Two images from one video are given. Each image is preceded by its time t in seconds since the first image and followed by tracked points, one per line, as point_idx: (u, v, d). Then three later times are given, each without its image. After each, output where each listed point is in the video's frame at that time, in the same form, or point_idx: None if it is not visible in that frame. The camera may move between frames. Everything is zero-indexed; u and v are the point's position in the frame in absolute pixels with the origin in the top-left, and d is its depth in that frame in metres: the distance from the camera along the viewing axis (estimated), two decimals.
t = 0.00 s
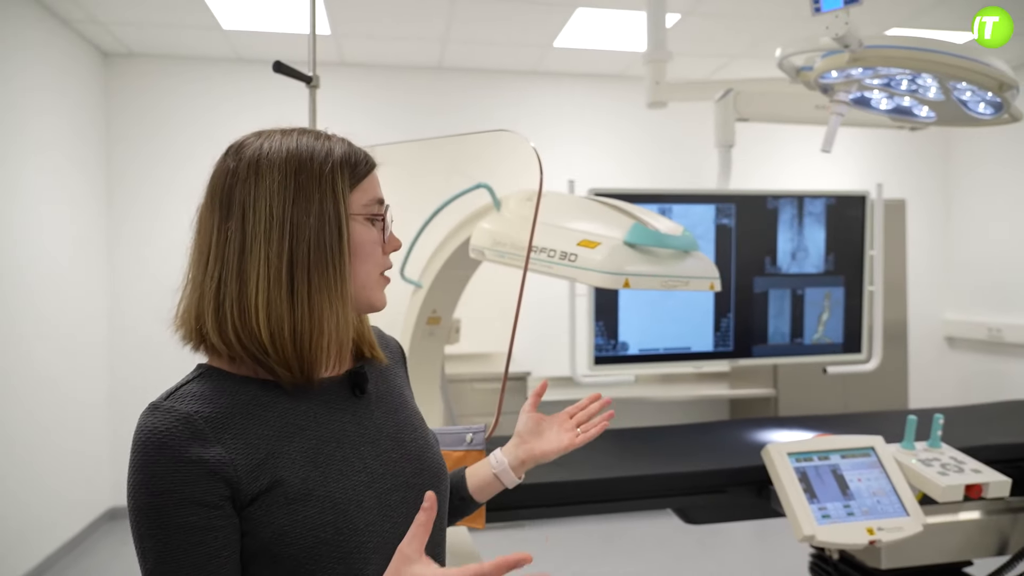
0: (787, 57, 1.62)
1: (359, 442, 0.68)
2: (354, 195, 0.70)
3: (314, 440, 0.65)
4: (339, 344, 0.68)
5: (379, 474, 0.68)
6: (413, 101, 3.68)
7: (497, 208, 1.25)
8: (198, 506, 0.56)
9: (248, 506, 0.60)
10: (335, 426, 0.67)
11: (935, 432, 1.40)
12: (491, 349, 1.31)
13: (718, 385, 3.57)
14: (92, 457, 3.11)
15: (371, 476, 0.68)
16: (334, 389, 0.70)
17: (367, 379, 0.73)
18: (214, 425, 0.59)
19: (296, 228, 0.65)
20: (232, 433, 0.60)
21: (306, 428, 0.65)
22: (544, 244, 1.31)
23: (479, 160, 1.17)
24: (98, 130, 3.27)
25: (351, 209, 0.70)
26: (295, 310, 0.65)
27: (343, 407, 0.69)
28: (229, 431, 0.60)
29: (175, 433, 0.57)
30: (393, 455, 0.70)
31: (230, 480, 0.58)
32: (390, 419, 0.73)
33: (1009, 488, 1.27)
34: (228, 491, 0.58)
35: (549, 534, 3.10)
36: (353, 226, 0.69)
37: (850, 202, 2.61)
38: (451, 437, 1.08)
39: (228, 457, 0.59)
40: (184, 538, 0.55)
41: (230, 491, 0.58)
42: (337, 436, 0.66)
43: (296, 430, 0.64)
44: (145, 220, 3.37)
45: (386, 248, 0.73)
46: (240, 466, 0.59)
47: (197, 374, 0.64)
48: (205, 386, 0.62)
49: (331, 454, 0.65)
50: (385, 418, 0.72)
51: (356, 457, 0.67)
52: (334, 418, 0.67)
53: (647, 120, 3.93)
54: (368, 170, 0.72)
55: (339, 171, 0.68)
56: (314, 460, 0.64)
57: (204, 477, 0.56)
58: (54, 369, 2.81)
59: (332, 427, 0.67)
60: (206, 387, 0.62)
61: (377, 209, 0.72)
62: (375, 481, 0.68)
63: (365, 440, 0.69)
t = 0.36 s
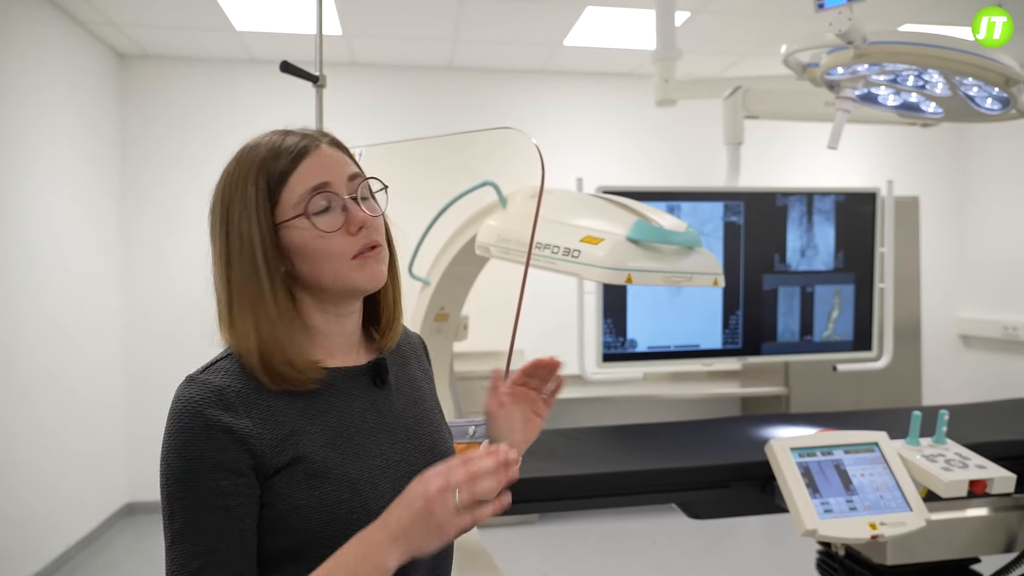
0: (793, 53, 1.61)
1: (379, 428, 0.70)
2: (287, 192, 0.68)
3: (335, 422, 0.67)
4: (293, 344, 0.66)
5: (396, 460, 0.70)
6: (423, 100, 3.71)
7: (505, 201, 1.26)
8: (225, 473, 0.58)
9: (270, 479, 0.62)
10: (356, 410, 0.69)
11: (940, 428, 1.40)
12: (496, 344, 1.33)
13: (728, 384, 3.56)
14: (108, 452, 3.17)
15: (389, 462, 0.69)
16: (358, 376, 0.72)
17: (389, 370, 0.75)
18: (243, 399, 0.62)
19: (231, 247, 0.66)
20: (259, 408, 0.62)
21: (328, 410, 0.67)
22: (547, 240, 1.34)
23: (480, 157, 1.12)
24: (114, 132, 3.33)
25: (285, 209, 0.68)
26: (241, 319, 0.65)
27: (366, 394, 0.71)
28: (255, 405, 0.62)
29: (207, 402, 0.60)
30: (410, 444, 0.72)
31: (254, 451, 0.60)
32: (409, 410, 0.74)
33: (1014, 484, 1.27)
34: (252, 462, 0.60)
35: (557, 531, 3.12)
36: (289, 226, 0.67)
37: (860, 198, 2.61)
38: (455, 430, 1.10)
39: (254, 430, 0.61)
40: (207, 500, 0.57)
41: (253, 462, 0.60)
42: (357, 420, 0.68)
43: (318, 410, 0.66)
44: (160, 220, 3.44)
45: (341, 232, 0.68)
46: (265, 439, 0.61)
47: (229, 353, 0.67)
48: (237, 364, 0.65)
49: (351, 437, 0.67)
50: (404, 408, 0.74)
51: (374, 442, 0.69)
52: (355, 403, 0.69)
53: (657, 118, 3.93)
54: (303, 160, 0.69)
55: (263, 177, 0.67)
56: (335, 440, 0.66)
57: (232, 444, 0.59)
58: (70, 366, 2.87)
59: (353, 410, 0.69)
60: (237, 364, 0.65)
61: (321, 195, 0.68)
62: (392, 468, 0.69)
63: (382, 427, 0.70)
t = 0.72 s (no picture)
0: (795, 52, 1.61)
1: (365, 423, 0.71)
2: (239, 212, 0.70)
3: (320, 417, 0.68)
4: (259, 353, 0.69)
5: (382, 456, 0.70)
6: (431, 101, 3.73)
7: (507, 204, 1.23)
8: (203, 460, 0.61)
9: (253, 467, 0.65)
10: (343, 405, 0.70)
11: (941, 426, 1.40)
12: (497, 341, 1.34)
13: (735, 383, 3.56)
14: (119, 449, 3.21)
15: (373, 458, 0.70)
16: (350, 371, 0.73)
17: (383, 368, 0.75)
18: (229, 389, 0.65)
19: (201, 268, 0.71)
20: (245, 400, 0.65)
21: (314, 405, 0.69)
22: (547, 238, 1.35)
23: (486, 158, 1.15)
24: (126, 133, 3.38)
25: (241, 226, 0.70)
26: (208, 335, 0.69)
27: (356, 390, 0.72)
28: (239, 396, 0.65)
29: (194, 391, 0.63)
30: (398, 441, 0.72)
31: (236, 440, 0.63)
32: (401, 408, 0.74)
33: (1014, 482, 1.26)
34: (233, 451, 0.63)
35: (563, 530, 3.13)
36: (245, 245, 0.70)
37: (867, 197, 2.60)
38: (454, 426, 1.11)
39: (236, 419, 0.64)
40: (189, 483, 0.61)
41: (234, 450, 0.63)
42: (343, 416, 0.70)
43: (302, 403, 0.68)
44: (171, 219, 3.48)
45: (292, 245, 0.69)
46: (248, 428, 0.64)
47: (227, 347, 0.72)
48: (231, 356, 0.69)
49: (335, 432, 0.69)
50: (396, 407, 0.74)
51: (358, 436, 0.70)
52: (344, 401, 0.70)
53: (664, 117, 3.93)
54: (249, 176, 0.70)
55: (218, 202, 0.71)
56: (318, 434, 0.68)
57: (214, 431, 0.62)
58: (82, 364, 2.91)
59: (340, 405, 0.70)
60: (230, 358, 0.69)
61: (268, 210, 0.69)
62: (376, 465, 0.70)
63: (369, 425, 0.71)
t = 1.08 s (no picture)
0: (794, 49, 1.61)
1: (352, 416, 0.71)
2: (225, 205, 0.71)
3: (308, 409, 0.69)
4: (242, 346, 0.70)
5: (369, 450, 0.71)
6: (434, 100, 3.74)
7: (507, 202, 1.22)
8: (193, 448, 0.62)
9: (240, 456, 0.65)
10: (331, 398, 0.71)
11: (939, 424, 1.40)
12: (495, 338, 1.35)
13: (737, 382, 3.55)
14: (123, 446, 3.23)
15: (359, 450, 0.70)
16: (339, 365, 0.74)
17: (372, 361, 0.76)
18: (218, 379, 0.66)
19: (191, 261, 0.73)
20: (234, 389, 0.66)
21: (302, 396, 0.70)
22: (545, 236, 1.35)
23: (484, 154, 1.16)
24: (131, 132, 3.40)
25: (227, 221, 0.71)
26: (195, 326, 0.71)
27: (344, 383, 0.73)
28: (228, 386, 0.66)
29: (182, 381, 0.64)
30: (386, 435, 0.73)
31: (224, 429, 0.64)
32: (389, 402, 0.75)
33: (1012, 480, 1.26)
34: (221, 440, 0.63)
35: (565, 529, 3.13)
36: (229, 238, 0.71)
37: (870, 196, 2.59)
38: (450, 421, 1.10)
39: (223, 406, 0.65)
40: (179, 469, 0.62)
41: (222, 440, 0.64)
42: (331, 408, 0.70)
43: (290, 395, 0.69)
44: (176, 219, 3.51)
45: (273, 240, 0.70)
46: (235, 417, 0.65)
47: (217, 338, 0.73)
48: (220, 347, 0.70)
49: (323, 424, 0.69)
50: (384, 400, 0.75)
51: (345, 429, 0.70)
52: (333, 393, 0.71)
53: (667, 116, 3.93)
54: (235, 170, 0.71)
55: (207, 195, 0.72)
56: (306, 425, 0.68)
57: (201, 419, 0.63)
58: (86, 361, 2.93)
59: (328, 398, 0.71)
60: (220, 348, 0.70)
61: (251, 204, 0.70)
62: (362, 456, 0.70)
63: (357, 417, 0.72)
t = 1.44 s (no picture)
0: (795, 45, 1.60)
1: (353, 414, 0.70)
2: (227, 195, 0.71)
3: (309, 408, 0.68)
4: (242, 341, 0.69)
5: (369, 448, 0.70)
6: (435, 99, 3.74)
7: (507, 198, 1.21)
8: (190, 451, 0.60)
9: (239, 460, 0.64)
10: (331, 396, 0.70)
11: (941, 421, 1.39)
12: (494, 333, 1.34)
13: (739, 381, 3.54)
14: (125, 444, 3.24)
15: (360, 449, 0.69)
16: (340, 363, 0.73)
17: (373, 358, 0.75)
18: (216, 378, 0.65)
19: (193, 251, 0.73)
20: (235, 389, 0.65)
21: (303, 395, 0.68)
22: (545, 231, 1.35)
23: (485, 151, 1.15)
24: (133, 130, 3.40)
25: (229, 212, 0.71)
26: (195, 319, 0.70)
27: (345, 382, 0.72)
28: (225, 386, 0.65)
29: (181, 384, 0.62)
30: (388, 433, 0.72)
31: (223, 431, 0.63)
32: (392, 399, 0.74)
33: (1014, 477, 1.25)
34: (218, 441, 0.62)
35: (566, 528, 3.12)
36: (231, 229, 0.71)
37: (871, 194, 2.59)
38: (448, 417, 1.09)
39: (221, 406, 0.63)
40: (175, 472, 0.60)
41: (220, 444, 0.63)
42: (333, 407, 0.69)
43: (289, 393, 0.68)
44: (178, 217, 3.51)
45: (274, 231, 0.69)
46: (235, 419, 0.64)
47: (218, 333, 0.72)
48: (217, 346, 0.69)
49: (324, 423, 0.68)
50: (386, 398, 0.74)
51: (346, 428, 0.69)
52: (334, 391, 0.70)
53: (668, 115, 3.92)
54: (238, 160, 0.71)
55: (210, 183, 0.72)
56: (305, 425, 0.67)
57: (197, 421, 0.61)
58: (87, 360, 2.93)
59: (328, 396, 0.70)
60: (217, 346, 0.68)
61: (253, 195, 0.70)
62: (363, 455, 0.69)
63: (358, 416, 0.71)
